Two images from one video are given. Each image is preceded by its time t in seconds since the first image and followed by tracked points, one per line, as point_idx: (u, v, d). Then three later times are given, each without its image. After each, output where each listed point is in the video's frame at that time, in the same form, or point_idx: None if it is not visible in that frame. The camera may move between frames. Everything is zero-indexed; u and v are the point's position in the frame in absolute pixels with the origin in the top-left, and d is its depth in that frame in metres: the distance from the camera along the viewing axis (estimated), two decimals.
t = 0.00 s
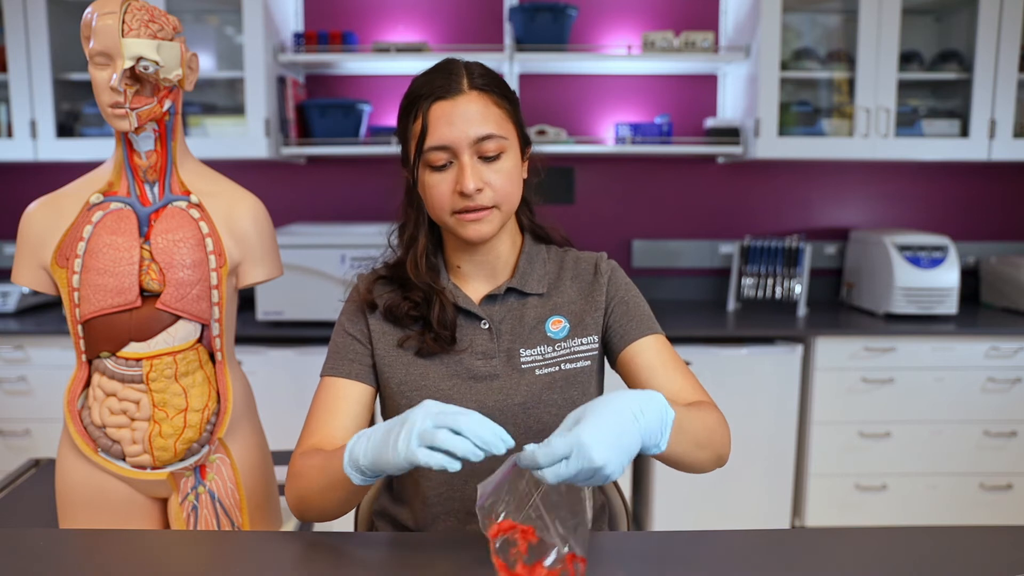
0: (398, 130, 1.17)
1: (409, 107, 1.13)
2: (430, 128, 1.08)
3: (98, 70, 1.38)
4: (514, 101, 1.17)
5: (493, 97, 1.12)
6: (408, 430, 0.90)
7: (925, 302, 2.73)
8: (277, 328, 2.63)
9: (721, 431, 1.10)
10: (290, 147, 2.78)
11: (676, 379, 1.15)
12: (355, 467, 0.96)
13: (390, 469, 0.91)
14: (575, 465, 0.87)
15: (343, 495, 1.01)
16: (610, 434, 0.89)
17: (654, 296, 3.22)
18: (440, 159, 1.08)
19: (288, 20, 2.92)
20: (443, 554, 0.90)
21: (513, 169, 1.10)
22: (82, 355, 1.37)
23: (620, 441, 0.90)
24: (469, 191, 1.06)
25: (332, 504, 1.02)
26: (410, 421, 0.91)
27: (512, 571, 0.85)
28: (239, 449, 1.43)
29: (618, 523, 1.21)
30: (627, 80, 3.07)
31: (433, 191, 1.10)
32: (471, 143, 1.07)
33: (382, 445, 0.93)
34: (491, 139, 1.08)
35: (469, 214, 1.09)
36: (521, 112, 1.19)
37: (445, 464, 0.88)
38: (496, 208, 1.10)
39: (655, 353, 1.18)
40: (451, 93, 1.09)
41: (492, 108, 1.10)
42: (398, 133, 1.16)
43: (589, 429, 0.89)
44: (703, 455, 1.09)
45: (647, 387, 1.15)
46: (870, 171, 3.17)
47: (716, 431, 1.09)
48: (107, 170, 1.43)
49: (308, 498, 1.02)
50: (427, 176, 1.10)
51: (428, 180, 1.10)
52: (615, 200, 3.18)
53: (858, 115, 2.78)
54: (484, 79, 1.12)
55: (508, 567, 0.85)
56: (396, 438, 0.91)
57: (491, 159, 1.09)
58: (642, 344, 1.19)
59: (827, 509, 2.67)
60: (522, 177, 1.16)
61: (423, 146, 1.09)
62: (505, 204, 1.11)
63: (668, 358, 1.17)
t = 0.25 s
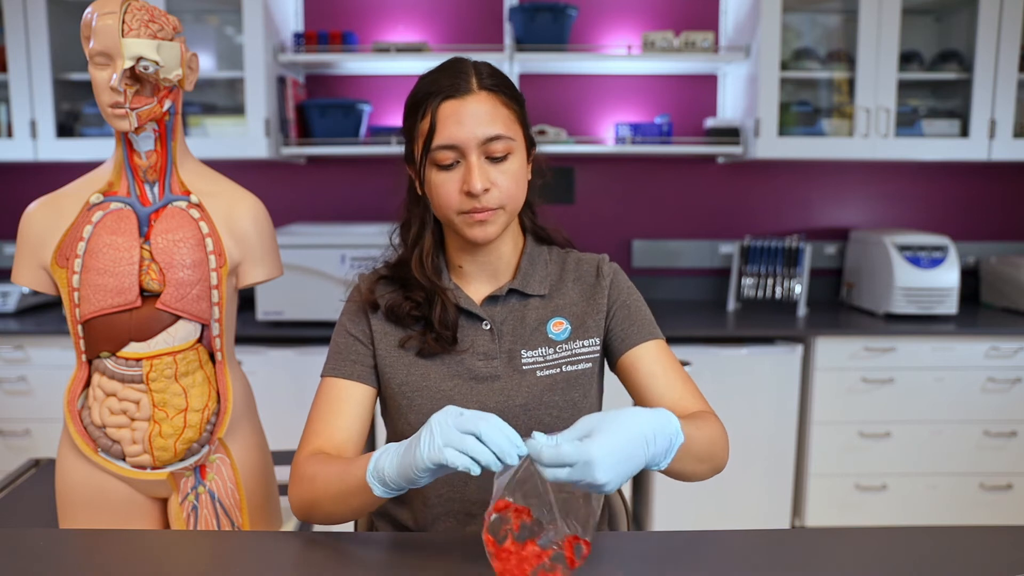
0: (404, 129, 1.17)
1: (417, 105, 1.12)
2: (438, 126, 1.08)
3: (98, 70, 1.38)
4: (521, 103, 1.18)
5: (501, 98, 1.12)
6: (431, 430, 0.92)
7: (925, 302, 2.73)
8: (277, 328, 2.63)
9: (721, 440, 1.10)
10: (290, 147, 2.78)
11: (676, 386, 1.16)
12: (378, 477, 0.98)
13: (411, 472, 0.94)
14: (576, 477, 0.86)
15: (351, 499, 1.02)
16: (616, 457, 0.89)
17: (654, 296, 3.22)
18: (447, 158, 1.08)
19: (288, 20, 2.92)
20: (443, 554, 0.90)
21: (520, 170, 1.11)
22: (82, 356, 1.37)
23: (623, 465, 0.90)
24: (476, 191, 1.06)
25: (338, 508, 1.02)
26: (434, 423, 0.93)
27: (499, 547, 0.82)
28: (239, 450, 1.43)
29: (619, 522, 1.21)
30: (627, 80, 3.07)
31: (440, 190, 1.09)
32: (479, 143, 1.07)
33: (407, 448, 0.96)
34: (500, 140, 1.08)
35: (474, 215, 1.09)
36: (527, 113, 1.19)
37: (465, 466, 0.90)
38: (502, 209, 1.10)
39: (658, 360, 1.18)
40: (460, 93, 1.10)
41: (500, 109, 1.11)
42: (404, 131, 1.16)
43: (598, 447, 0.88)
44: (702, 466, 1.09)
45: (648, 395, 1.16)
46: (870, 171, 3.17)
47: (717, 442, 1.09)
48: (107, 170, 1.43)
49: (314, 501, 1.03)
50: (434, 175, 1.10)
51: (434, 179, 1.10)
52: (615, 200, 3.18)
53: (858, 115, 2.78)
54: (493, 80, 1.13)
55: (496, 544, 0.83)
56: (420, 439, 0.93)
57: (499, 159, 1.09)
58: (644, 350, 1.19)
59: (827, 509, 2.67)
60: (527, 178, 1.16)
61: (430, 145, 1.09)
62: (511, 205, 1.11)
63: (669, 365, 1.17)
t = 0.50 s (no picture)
0: (411, 126, 1.17)
1: (425, 104, 1.12)
2: (446, 126, 1.08)
3: (98, 70, 1.38)
4: (528, 104, 1.18)
5: (510, 100, 1.12)
6: (441, 426, 0.91)
7: (925, 302, 2.73)
8: (277, 328, 2.63)
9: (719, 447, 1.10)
10: (290, 147, 2.78)
11: (676, 391, 1.16)
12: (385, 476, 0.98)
13: (418, 467, 0.93)
14: (571, 489, 0.87)
15: (352, 499, 1.02)
16: (610, 464, 0.89)
17: (654, 296, 3.22)
18: (455, 159, 1.08)
19: (288, 20, 2.91)
20: (443, 554, 0.90)
21: (527, 173, 1.11)
22: (82, 356, 1.37)
23: (619, 472, 0.90)
24: (483, 193, 1.06)
25: (340, 507, 1.03)
26: (446, 419, 0.92)
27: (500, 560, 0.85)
28: (239, 450, 1.43)
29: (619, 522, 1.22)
30: (627, 80, 3.07)
31: (446, 191, 1.10)
32: (487, 145, 1.07)
33: (414, 445, 0.95)
34: (508, 143, 1.08)
35: (480, 217, 1.09)
36: (534, 115, 1.19)
37: (470, 465, 0.88)
38: (507, 212, 1.10)
39: (659, 363, 1.18)
40: (470, 94, 1.09)
41: (509, 111, 1.11)
42: (411, 129, 1.16)
43: (590, 456, 0.88)
44: (700, 472, 1.09)
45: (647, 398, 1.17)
46: (870, 171, 3.17)
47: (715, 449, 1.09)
48: (107, 170, 1.43)
49: (315, 500, 1.03)
50: (441, 175, 1.10)
51: (441, 180, 1.10)
52: (615, 200, 3.18)
53: (858, 115, 2.78)
54: (502, 81, 1.13)
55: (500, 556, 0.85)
56: (430, 434, 0.92)
57: (506, 162, 1.09)
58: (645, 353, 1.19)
59: (827, 509, 2.67)
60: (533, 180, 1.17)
61: (438, 145, 1.09)
62: (516, 208, 1.11)
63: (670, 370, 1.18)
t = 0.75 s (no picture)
0: (416, 127, 1.17)
1: (432, 105, 1.12)
2: (454, 129, 1.08)
3: (98, 70, 1.38)
4: (535, 108, 1.18)
5: (518, 103, 1.12)
6: (446, 429, 0.91)
7: (925, 302, 2.73)
8: (277, 328, 2.63)
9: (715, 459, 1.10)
10: (290, 147, 2.78)
11: (676, 401, 1.16)
12: (386, 480, 0.98)
13: (421, 469, 0.93)
14: (573, 495, 0.87)
15: (350, 498, 1.02)
16: (610, 471, 0.89)
17: (654, 296, 3.22)
18: (461, 161, 1.08)
19: (288, 20, 2.91)
20: (443, 554, 0.90)
21: (532, 177, 1.11)
22: (82, 356, 1.37)
23: (617, 478, 0.90)
24: (490, 197, 1.06)
25: (338, 506, 1.03)
26: (448, 422, 0.93)
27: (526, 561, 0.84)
28: (239, 449, 1.43)
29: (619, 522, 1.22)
30: (627, 80, 3.07)
31: (452, 193, 1.09)
32: (495, 149, 1.07)
33: (415, 447, 0.96)
34: (515, 146, 1.08)
35: (485, 220, 1.09)
36: (540, 119, 1.19)
37: (478, 468, 0.89)
38: (512, 216, 1.10)
39: (659, 372, 1.19)
40: (479, 96, 1.09)
41: (517, 114, 1.11)
42: (417, 130, 1.15)
43: (593, 462, 0.88)
44: (692, 481, 1.09)
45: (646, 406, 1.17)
46: (870, 171, 3.17)
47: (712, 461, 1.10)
48: (107, 170, 1.43)
49: (313, 499, 1.03)
50: (446, 177, 1.10)
51: (447, 182, 1.10)
52: (615, 200, 3.18)
53: (858, 115, 2.78)
54: (511, 85, 1.13)
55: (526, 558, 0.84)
56: (432, 437, 0.93)
57: (513, 166, 1.10)
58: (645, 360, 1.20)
59: (827, 509, 2.67)
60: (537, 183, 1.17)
61: (445, 147, 1.09)
62: (521, 212, 1.11)
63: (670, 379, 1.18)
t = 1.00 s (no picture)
0: (420, 126, 1.17)
1: (438, 105, 1.12)
2: (460, 130, 1.08)
3: (98, 70, 1.38)
4: (540, 109, 1.18)
5: (524, 105, 1.12)
6: (462, 428, 0.92)
7: (925, 302, 2.73)
8: (277, 328, 2.63)
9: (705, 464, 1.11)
10: (290, 147, 2.78)
11: (671, 406, 1.17)
12: (390, 470, 0.98)
13: (430, 466, 0.93)
14: (581, 474, 0.90)
15: (352, 495, 1.02)
16: (606, 444, 0.93)
17: (654, 296, 3.22)
18: (466, 162, 1.08)
19: (288, 20, 2.91)
20: (443, 553, 0.90)
21: (537, 179, 1.11)
22: (82, 356, 1.37)
23: (615, 453, 0.93)
24: (494, 198, 1.06)
25: (340, 504, 1.03)
26: (464, 422, 0.93)
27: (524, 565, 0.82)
28: (239, 449, 1.43)
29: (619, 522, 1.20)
30: (627, 80, 3.07)
31: (456, 193, 1.09)
32: (500, 150, 1.08)
33: (424, 443, 0.96)
34: (520, 148, 1.08)
35: (489, 222, 1.09)
36: (545, 120, 1.19)
37: (493, 469, 0.89)
38: (516, 217, 1.11)
39: (656, 376, 1.19)
40: (485, 97, 1.09)
41: (523, 116, 1.11)
42: (422, 129, 1.15)
43: (586, 441, 0.92)
44: (679, 480, 1.10)
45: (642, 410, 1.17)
46: (870, 171, 3.17)
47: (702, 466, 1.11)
48: (107, 170, 1.43)
49: (314, 497, 1.03)
50: (451, 178, 1.10)
51: (451, 182, 1.10)
52: (615, 200, 3.18)
53: (858, 115, 2.78)
54: (517, 86, 1.13)
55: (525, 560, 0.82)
56: (446, 435, 0.93)
57: (518, 167, 1.10)
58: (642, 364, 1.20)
59: (827, 509, 2.67)
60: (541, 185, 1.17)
61: (449, 147, 1.09)
62: (525, 214, 1.11)
63: (666, 384, 1.19)
